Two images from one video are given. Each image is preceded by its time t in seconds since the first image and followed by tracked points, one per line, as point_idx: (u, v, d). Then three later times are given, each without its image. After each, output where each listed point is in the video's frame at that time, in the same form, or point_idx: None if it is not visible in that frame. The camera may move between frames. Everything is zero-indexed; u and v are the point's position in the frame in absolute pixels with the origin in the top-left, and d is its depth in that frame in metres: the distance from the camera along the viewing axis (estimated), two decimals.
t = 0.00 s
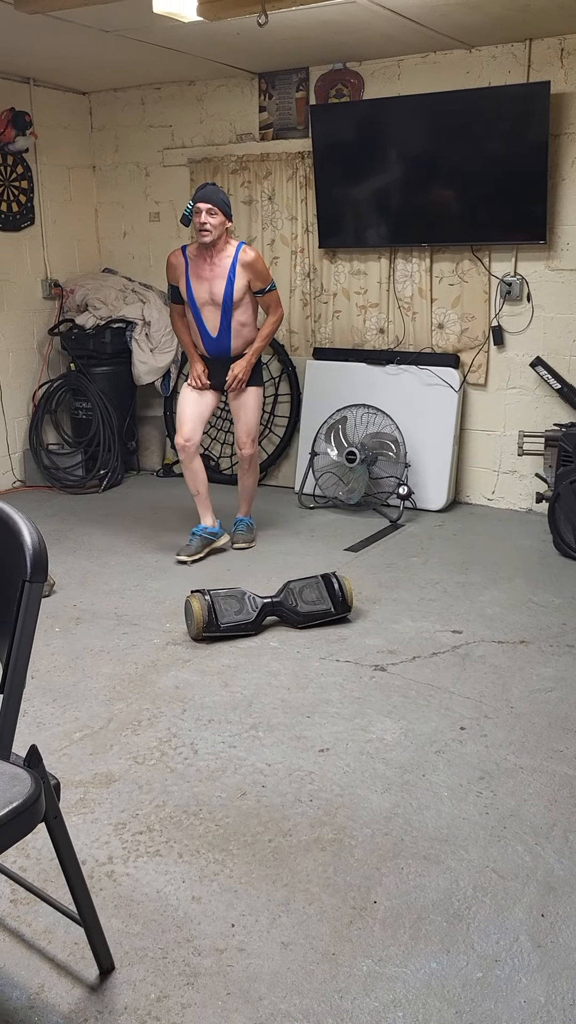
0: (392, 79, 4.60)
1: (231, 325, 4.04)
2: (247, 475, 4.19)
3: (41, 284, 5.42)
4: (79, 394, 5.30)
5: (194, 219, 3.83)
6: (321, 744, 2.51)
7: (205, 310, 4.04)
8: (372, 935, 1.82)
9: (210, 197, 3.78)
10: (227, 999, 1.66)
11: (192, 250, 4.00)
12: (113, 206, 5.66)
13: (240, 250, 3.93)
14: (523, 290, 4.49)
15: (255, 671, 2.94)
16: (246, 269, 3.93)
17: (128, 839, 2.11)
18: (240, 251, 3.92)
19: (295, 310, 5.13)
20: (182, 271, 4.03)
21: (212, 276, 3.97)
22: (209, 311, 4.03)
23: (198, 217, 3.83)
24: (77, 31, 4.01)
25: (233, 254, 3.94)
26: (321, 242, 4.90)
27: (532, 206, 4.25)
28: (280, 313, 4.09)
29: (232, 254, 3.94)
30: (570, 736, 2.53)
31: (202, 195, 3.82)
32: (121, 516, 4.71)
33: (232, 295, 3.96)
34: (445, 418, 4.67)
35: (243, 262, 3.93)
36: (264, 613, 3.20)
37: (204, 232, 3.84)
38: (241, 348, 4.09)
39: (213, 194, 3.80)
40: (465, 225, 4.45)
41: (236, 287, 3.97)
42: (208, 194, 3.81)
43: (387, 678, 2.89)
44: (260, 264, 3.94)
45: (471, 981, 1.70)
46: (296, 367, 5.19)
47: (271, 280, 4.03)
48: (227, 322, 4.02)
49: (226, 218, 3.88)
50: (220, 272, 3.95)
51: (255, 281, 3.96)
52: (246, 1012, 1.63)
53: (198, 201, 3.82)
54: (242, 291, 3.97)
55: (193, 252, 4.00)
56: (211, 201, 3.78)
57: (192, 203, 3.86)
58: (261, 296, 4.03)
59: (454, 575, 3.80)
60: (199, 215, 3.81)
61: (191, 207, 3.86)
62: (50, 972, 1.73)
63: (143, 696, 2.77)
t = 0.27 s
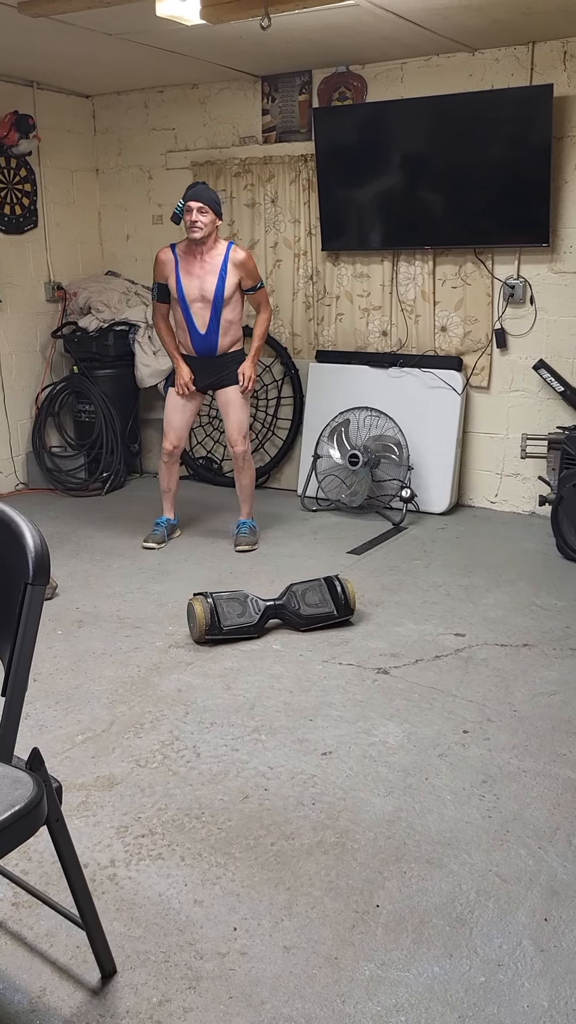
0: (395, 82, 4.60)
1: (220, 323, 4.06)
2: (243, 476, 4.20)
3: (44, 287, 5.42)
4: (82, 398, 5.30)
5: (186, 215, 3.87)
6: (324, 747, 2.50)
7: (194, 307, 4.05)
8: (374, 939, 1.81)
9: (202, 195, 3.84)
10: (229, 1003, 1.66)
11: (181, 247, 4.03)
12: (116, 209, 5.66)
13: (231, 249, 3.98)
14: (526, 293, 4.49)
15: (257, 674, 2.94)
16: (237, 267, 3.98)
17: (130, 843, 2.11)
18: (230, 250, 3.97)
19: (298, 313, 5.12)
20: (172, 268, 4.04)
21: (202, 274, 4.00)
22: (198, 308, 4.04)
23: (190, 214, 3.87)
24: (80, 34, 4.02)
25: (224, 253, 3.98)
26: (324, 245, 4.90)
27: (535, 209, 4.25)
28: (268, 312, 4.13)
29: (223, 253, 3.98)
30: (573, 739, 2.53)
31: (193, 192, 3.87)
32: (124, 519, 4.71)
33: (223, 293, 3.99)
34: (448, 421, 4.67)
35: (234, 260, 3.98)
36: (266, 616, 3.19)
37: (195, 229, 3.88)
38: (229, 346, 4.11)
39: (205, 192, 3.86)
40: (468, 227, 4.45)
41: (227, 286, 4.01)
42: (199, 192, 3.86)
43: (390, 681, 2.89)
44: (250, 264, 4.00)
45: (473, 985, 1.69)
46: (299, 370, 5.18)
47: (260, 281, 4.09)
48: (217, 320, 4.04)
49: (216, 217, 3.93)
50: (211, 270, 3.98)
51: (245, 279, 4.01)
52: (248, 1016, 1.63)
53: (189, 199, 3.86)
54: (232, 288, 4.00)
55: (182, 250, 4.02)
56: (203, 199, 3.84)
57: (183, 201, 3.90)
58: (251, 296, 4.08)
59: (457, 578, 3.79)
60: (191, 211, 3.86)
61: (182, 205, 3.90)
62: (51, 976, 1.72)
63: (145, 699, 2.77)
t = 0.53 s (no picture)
0: (399, 83, 4.60)
1: (196, 324, 4.07)
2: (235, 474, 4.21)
3: (47, 288, 5.42)
4: (85, 399, 5.30)
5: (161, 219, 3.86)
6: (327, 749, 2.50)
7: (171, 308, 4.06)
8: (378, 941, 1.80)
9: (177, 198, 3.81)
10: (232, 1005, 1.65)
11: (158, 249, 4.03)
12: (120, 210, 5.67)
13: (207, 251, 3.98)
14: (530, 294, 4.49)
15: (260, 676, 2.94)
16: (213, 269, 3.98)
17: (133, 844, 2.11)
18: (206, 252, 3.97)
19: (301, 314, 5.12)
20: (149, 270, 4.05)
21: (179, 275, 4.00)
22: (175, 309, 4.05)
23: (165, 218, 3.85)
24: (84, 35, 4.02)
25: (200, 255, 3.98)
26: (327, 246, 4.89)
27: (539, 210, 4.25)
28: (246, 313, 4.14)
29: (199, 255, 3.98)
30: None
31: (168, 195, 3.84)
32: (127, 520, 4.71)
33: (199, 295, 3.99)
34: (451, 422, 4.66)
35: (210, 262, 3.98)
36: (270, 618, 3.19)
37: (171, 233, 3.87)
38: (206, 346, 4.12)
39: (180, 194, 3.83)
40: (472, 228, 4.44)
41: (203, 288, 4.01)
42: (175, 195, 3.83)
43: (394, 683, 2.88)
44: (226, 266, 3.99)
45: (477, 988, 1.68)
46: (302, 372, 5.18)
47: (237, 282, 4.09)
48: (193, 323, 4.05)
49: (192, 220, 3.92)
50: (187, 272, 3.98)
51: (221, 281, 4.02)
52: (251, 1018, 1.63)
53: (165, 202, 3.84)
54: (208, 290, 4.00)
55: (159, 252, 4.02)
56: (178, 203, 3.81)
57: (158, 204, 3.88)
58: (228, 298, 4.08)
59: (461, 579, 3.79)
60: (167, 216, 3.83)
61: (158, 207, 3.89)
62: (54, 978, 1.72)
63: (148, 701, 2.76)
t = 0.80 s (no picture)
0: (403, 84, 4.59)
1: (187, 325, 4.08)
2: (226, 474, 4.20)
3: (52, 289, 5.42)
4: (89, 399, 5.30)
5: (157, 220, 3.85)
6: (331, 750, 2.50)
7: (162, 308, 4.05)
8: (381, 943, 1.80)
9: (174, 201, 3.80)
10: (235, 1008, 1.65)
11: (152, 248, 4.02)
12: (124, 211, 5.67)
13: (201, 253, 3.99)
14: (534, 294, 4.48)
15: (264, 677, 2.94)
16: (206, 272, 4.00)
17: (137, 846, 2.10)
18: (201, 254, 3.98)
19: (305, 315, 5.12)
20: (142, 269, 4.04)
21: (172, 276, 4.01)
22: (167, 309, 4.05)
23: (161, 220, 3.84)
24: (89, 37, 4.02)
25: (194, 256, 3.99)
26: (331, 247, 4.89)
27: (544, 211, 4.24)
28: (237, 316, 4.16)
29: (193, 257, 3.99)
30: None
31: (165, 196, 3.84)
32: (130, 520, 4.71)
33: (192, 296, 4.00)
34: (455, 423, 4.66)
35: (203, 265, 3.99)
36: (273, 619, 3.19)
37: (166, 234, 3.86)
38: (196, 347, 4.13)
39: (176, 197, 3.82)
40: (476, 230, 4.44)
41: (196, 290, 4.02)
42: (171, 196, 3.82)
43: (397, 684, 2.88)
44: (220, 268, 4.01)
45: (481, 991, 1.68)
46: (306, 372, 5.18)
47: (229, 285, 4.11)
48: (185, 323, 4.06)
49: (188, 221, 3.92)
50: (180, 273, 3.99)
51: (214, 283, 4.04)
52: (255, 1019, 1.63)
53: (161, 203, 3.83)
54: (201, 292, 4.02)
55: (153, 251, 4.02)
56: (175, 204, 3.79)
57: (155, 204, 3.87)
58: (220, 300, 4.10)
59: (464, 581, 3.79)
60: (163, 217, 3.82)
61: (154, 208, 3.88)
62: (57, 979, 1.72)
63: (151, 702, 2.76)
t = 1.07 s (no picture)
0: (407, 84, 4.59)
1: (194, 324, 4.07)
2: (223, 474, 4.22)
3: (55, 288, 5.43)
4: (92, 399, 5.31)
5: (164, 219, 3.86)
6: (333, 750, 2.50)
7: (168, 309, 4.03)
8: (383, 943, 1.80)
9: (182, 199, 3.83)
10: (237, 1007, 1.65)
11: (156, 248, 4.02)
12: (128, 211, 5.68)
13: (207, 252, 4.01)
14: (537, 294, 4.47)
15: (266, 676, 2.94)
16: (212, 270, 4.03)
17: (139, 845, 2.11)
18: (206, 253, 4.01)
19: (308, 315, 5.12)
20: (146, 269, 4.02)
21: (178, 276, 4.01)
22: (173, 308, 4.04)
23: (167, 219, 3.85)
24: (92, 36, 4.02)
25: (199, 255, 4.01)
26: (334, 247, 4.89)
27: (548, 211, 4.24)
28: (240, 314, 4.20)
29: (199, 256, 4.01)
30: None
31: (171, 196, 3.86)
32: (133, 520, 4.71)
33: (200, 295, 4.01)
34: (458, 423, 4.66)
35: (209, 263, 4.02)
36: (276, 618, 3.19)
37: (173, 233, 3.88)
38: (201, 346, 4.12)
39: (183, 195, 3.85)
40: (479, 229, 4.44)
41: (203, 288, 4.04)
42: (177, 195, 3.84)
43: (399, 684, 2.88)
44: (225, 266, 4.06)
45: (483, 992, 1.68)
46: (309, 372, 5.18)
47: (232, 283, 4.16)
48: (193, 323, 4.05)
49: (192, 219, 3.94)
50: (187, 272, 4.00)
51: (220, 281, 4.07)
52: (257, 1019, 1.63)
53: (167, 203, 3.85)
54: (208, 290, 4.04)
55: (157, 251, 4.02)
56: (181, 202, 3.82)
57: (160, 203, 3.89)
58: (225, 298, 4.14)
59: (467, 581, 3.79)
60: (171, 216, 3.84)
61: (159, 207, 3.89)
62: (59, 978, 1.72)
63: (154, 701, 2.77)
